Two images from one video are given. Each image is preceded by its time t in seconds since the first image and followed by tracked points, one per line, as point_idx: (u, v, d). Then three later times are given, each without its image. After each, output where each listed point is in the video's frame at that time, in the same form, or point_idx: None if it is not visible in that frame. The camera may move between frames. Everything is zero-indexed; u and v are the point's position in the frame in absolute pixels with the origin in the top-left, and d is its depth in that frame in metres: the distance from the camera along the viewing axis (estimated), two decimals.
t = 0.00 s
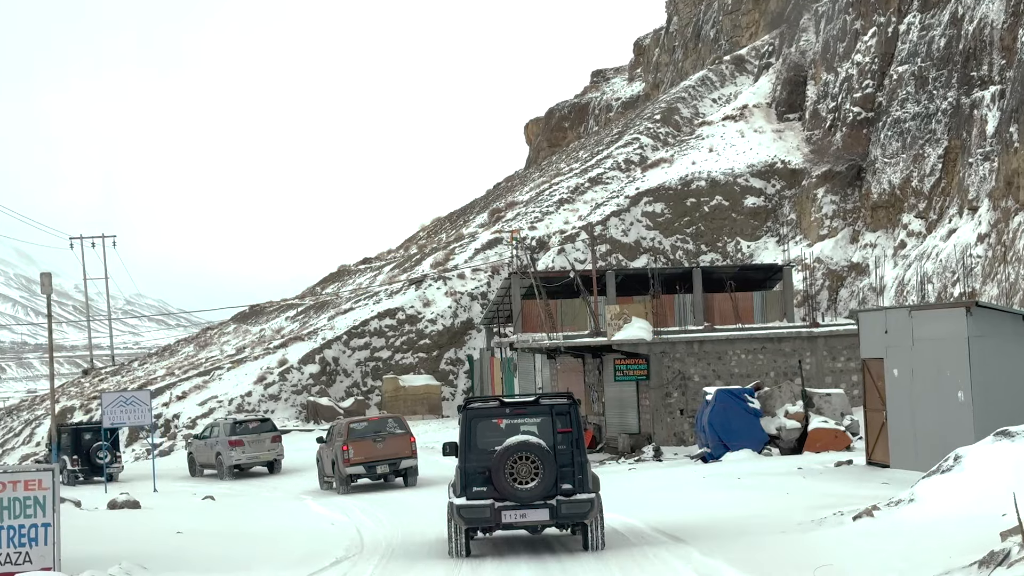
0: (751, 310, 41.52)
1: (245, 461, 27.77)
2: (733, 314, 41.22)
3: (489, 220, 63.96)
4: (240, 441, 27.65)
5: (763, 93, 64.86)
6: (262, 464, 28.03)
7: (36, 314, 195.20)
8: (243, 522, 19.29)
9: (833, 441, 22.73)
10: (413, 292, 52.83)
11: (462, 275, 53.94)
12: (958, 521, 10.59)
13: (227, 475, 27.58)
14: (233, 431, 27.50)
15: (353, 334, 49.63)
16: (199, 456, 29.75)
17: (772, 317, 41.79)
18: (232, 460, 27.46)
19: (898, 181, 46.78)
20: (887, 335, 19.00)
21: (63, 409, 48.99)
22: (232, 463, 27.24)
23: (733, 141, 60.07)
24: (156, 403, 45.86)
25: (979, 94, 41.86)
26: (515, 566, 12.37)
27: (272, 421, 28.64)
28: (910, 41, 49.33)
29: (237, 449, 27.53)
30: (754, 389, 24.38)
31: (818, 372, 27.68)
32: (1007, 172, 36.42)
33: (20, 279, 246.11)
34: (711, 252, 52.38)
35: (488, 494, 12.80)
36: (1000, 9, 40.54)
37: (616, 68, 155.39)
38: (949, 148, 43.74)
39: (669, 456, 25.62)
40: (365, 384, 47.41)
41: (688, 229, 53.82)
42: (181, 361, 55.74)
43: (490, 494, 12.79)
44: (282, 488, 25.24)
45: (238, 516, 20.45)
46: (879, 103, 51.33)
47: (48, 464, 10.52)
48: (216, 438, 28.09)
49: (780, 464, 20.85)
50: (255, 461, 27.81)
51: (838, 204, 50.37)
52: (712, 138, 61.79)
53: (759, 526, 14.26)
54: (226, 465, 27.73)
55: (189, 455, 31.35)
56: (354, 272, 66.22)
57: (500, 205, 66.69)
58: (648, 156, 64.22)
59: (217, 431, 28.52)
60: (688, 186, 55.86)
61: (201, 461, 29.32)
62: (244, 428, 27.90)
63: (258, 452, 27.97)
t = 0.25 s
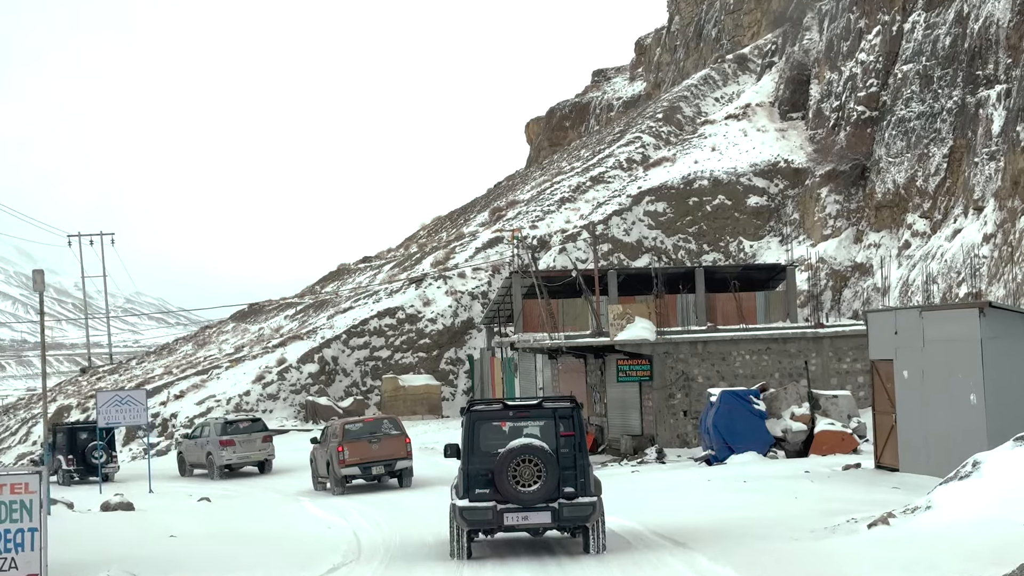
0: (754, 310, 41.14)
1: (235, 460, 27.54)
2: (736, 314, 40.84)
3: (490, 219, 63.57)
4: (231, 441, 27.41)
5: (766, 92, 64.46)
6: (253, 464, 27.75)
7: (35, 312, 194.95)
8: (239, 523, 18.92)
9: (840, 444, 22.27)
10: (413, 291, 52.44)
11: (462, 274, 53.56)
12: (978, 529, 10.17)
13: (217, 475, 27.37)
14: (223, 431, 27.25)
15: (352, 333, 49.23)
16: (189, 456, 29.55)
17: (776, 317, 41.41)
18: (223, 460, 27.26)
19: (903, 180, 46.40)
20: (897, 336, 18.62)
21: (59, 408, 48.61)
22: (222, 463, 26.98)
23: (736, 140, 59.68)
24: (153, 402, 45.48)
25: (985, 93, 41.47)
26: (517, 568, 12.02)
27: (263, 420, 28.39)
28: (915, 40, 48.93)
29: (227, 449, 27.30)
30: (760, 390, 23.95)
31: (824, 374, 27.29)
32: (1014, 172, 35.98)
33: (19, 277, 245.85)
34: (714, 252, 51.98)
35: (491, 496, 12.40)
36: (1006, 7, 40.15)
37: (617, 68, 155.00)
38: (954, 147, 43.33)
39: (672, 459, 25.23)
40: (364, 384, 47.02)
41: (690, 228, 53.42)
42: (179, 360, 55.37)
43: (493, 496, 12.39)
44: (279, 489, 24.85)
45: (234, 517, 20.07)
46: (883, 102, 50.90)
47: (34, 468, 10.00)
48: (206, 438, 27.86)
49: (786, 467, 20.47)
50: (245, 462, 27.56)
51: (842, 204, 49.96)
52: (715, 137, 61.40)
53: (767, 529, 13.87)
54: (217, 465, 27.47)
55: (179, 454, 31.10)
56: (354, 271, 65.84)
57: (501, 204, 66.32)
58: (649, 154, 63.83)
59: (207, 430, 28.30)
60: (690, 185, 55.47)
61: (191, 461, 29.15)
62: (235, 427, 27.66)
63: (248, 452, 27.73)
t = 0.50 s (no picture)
0: (757, 307, 40.75)
1: (225, 458, 27.40)
2: (739, 311, 40.44)
3: (489, 215, 63.14)
4: (221, 438, 27.28)
5: (768, 88, 64.02)
6: (242, 462, 27.62)
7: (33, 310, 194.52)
8: (234, 522, 18.53)
9: (845, 442, 21.80)
10: (412, 288, 52.02)
11: (462, 271, 53.14)
12: (1000, 531, 9.76)
13: (206, 473, 27.22)
14: (213, 428, 27.13)
15: (350, 330, 48.80)
16: (177, 454, 29.48)
17: (779, 315, 41.00)
18: (212, 457, 27.12)
19: (907, 177, 46.00)
20: (907, 333, 18.21)
21: (55, 406, 48.16)
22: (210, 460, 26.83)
23: (738, 137, 59.24)
24: (150, 400, 45.06)
25: (990, 88, 41.04)
26: (517, 566, 11.66)
27: (252, 418, 28.26)
28: (919, 35, 48.50)
29: (217, 446, 27.19)
30: (764, 388, 23.55)
31: (829, 371, 26.85)
32: (1020, 168, 35.53)
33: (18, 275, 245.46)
34: (716, 249, 51.55)
35: (491, 494, 12.05)
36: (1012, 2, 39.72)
37: (618, 66, 154.53)
38: (959, 143, 42.90)
39: (675, 458, 24.83)
40: (363, 381, 46.60)
41: (692, 225, 52.99)
42: (176, 357, 54.93)
43: (492, 493, 12.04)
44: (275, 487, 24.45)
45: (228, 516, 19.69)
46: (887, 98, 50.42)
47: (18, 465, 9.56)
48: (195, 435, 27.72)
49: (791, 466, 20.08)
50: (234, 459, 27.46)
51: (845, 201, 49.52)
52: (716, 133, 60.95)
53: (773, 529, 13.50)
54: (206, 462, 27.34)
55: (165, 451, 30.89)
56: (352, 268, 65.40)
57: (501, 201, 65.89)
58: (651, 151, 63.39)
59: (197, 428, 28.16)
60: (692, 182, 55.04)
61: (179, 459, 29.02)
62: (224, 425, 27.53)
63: (237, 450, 27.57)
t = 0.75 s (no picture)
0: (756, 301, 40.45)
1: (211, 453, 27.34)
2: (738, 305, 40.15)
3: (486, 209, 62.73)
4: (207, 433, 27.23)
5: (767, 81, 63.62)
6: (228, 457, 27.54)
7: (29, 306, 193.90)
8: (224, 518, 18.21)
9: (847, 437, 21.63)
10: (409, 282, 51.64)
11: (458, 265, 52.77)
12: (1012, 528, 9.35)
13: (192, 468, 27.10)
14: (199, 423, 27.08)
15: (346, 324, 48.40)
16: (163, 449, 29.36)
17: (778, 309, 40.70)
18: (198, 452, 27.04)
19: (907, 169, 45.64)
20: (909, 325, 17.86)
21: (48, 401, 47.73)
22: (196, 455, 26.76)
23: (737, 130, 58.83)
24: (144, 395, 44.67)
25: (991, 80, 40.66)
26: (510, 563, 11.37)
27: (239, 413, 28.21)
28: (918, 27, 48.12)
29: (203, 441, 27.17)
30: (764, 382, 23.07)
31: (830, 365, 26.50)
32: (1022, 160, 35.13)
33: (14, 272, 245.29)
34: (714, 243, 51.18)
35: (482, 486, 12.00)
36: None
37: (616, 61, 153.97)
38: (960, 135, 42.51)
39: (674, 452, 24.52)
40: (359, 376, 46.24)
41: (691, 219, 52.60)
42: (171, 352, 54.51)
43: (483, 486, 11.98)
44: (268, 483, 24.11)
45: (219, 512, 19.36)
46: (887, 90, 49.99)
47: None
48: (181, 430, 27.63)
49: (791, 461, 19.77)
50: (221, 454, 27.38)
51: (844, 193, 49.15)
52: (715, 126, 60.54)
53: (773, 523, 13.19)
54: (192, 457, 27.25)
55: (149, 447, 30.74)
56: (349, 262, 64.98)
57: (498, 194, 65.46)
58: (649, 144, 62.98)
59: (184, 423, 28.10)
60: (690, 175, 54.64)
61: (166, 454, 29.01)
62: (211, 420, 27.49)
63: (224, 444, 27.48)
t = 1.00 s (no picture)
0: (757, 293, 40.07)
1: (198, 447, 27.19)
2: (738, 296, 39.77)
3: (484, 201, 62.25)
4: (194, 427, 27.09)
5: (766, 71, 63.12)
6: (215, 451, 27.43)
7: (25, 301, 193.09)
8: (216, 515, 17.83)
9: (852, 429, 21.21)
10: (406, 275, 51.19)
11: (456, 257, 52.33)
12: None
13: (179, 462, 26.98)
14: (186, 417, 26.95)
15: (343, 318, 47.96)
16: (149, 444, 29.26)
17: (779, 300, 40.32)
18: (185, 446, 26.92)
19: (908, 159, 45.19)
20: (917, 315, 17.45)
21: (42, 396, 47.28)
22: (183, 449, 26.64)
23: (736, 120, 58.33)
24: (138, 389, 44.24)
25: (994, 68, 40.20)
26: (506, 562, 11.02)
27: (227, 407, 28.02)
28: (920, 15, 47.61)
29: (190, 435, 27.05)
30: (767, 373, 22.70)
31: (833, 356, 26.07)
32: None
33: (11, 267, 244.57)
34: (714, 234, 50.77)
35: (477, 479, 11.83)
36: None
37: (614, 53, 153.25)
38: (962, 125, 42.07)
39: (674, 446, 24.12)
40: (356, 369, 45.83)
41: (690, 210, 52.17)
42: (167, 346, 54.05)
43: (478, 479, 11.83)
44: (262, 478, 23.73)
45: (212, 508, 18.99)
46: (888, 80, 49.47)
47: None
48: (168, 424, 27.53)
49: (793, 454, 19.41)
50: (208, 448, 27.20)
51: (845, 183, 48.73)
52: (714, 116, 60.04)
53: (777, 519, 12.83)
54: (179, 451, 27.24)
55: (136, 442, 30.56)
56: (345, 255, 64.49)
57: (496, 186, 64.98)
58: (647, 135, 62.48)
59: (171, 417, 27.96)
60: (689, 165, 54.17)
61: (152, 449, 29.10)
62: (198, 413, 27.34)
63: (211, 439, 27.30)
